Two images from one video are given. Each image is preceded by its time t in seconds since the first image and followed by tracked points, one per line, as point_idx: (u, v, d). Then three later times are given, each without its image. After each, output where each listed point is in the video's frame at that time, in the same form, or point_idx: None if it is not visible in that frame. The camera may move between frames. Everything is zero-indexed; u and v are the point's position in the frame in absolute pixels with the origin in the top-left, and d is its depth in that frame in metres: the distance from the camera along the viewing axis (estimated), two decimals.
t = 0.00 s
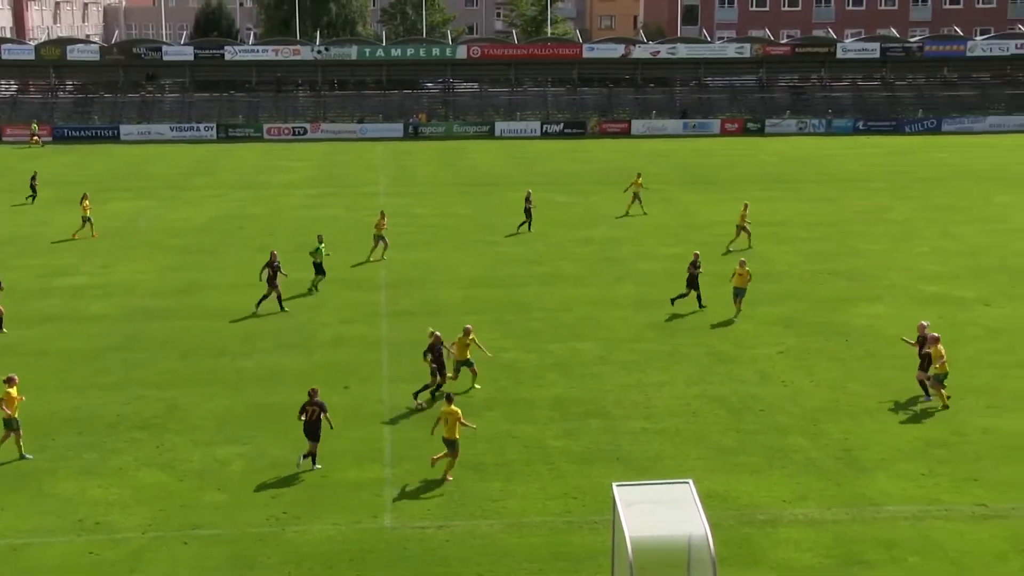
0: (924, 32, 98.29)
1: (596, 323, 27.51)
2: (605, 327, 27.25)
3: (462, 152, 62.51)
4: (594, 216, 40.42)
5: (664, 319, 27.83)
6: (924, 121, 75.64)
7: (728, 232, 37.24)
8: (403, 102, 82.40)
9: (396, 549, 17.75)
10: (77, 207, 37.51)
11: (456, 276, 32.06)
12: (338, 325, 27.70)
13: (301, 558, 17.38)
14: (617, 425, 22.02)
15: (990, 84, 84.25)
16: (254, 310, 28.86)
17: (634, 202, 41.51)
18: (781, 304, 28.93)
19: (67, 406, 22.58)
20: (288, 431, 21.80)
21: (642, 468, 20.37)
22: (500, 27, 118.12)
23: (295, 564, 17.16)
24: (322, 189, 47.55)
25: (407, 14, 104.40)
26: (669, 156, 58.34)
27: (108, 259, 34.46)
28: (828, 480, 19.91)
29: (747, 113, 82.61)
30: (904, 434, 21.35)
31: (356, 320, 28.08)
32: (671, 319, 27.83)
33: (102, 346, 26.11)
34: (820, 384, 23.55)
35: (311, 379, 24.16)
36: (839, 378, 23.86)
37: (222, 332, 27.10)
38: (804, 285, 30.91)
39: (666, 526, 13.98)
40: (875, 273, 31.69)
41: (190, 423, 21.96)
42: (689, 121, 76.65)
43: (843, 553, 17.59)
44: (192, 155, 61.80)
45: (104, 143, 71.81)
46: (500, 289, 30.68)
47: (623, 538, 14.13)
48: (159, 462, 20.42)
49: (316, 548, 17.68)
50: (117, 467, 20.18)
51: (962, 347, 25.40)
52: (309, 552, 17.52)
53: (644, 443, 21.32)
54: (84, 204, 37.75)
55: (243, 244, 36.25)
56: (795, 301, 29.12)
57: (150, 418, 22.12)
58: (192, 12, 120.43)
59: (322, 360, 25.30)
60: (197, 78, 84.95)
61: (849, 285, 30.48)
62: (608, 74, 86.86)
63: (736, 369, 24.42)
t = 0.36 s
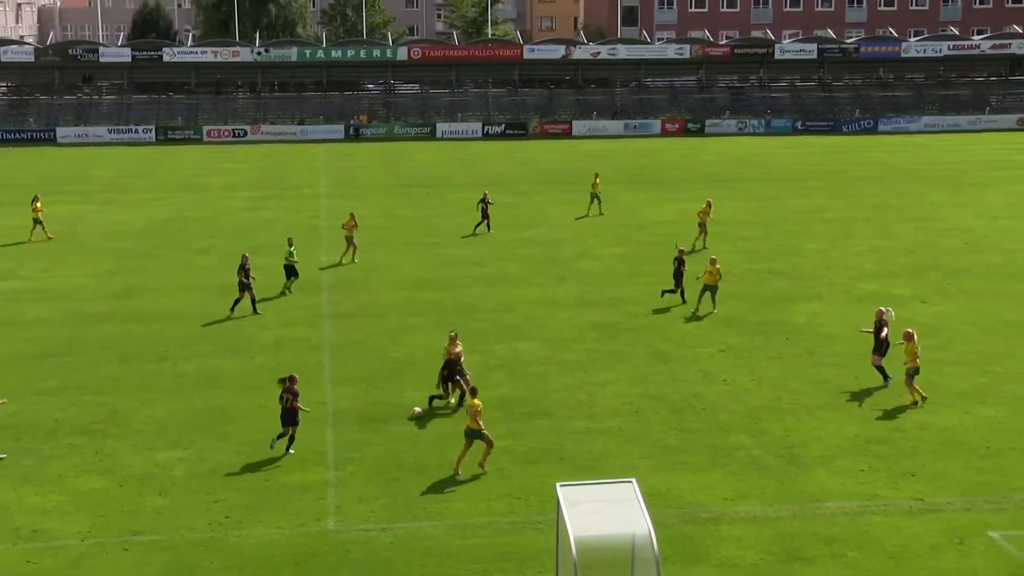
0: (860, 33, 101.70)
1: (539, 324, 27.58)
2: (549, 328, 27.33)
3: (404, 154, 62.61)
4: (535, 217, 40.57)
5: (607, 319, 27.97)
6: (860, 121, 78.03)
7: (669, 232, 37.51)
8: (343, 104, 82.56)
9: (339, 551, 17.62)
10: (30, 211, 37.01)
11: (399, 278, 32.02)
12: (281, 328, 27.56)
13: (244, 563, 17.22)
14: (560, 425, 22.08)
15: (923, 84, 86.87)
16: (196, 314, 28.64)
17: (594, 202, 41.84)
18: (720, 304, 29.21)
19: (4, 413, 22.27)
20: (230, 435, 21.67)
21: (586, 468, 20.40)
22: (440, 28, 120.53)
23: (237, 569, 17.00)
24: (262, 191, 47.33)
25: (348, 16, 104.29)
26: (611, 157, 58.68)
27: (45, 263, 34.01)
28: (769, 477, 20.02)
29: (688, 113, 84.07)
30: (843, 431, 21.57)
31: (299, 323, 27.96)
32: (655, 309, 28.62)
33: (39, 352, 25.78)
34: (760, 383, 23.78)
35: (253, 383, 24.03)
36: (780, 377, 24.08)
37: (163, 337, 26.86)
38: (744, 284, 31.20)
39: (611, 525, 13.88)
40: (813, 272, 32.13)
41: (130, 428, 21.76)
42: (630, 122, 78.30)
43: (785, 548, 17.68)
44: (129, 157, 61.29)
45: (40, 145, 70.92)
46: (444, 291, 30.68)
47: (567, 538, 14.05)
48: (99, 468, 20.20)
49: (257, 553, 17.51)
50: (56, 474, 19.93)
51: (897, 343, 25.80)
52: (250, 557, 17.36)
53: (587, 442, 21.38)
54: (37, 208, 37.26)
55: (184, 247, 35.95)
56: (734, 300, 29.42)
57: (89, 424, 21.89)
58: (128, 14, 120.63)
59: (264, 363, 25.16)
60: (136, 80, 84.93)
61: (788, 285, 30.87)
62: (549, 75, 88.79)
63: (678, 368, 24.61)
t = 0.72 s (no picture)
0: (809, 34, 103.08)
1: (494, 325, 27.60)
2: (503, 328, 27.35)
3: (357, 155, 62.44)
4: (488, 218, 40.64)
5: (561, 319, 28.03)
6: (810, 121, 79.17)
7: (622, 232, 37.72)
8: (295, 105, 82.41)
9: (295, 555, 17.46)
10: None
11: (354, 280, 31.92)
12: (234, 331, 27.38)
13: (197, 569, 17.02)
14: (516, 426, 22.09)
15: (871, 84, 88.30)
16: (148, 318, 28.37)
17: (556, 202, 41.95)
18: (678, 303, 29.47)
19: None
20: (182, 440, 21.47)
21: (541, 468, 20.41)
22: (392, 29, 121.56)
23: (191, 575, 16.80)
24: (213, 194, 47.00)
25: (299, 17, 103.79)
26: (564, 158, 58.91)
27: None
28: (724, 475, 20.10)
29: (640, 114, 84.85)
30: (795, 429, 21.75)
31: (252, 326, 27.78)
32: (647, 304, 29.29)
33: None
34: (714, 381, 23.95)
35: (205, 387, 23.83)
36: (733, 375, 24.28)
37: (114, 342, 26.56)
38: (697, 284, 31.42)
39: (568, 525, 13.81)
40: (765, 271, 32.41)
41: (80, 435, 21.50)
42: (583, 122, 79.01)
43: (741, 544, 17.76)
44: (76, 160, 60.58)
45: None
46: (398, 293, 30.62)
47: (523, 540, 13.90)
48: (49, 475, 19.94)
49: (211, 558, 17.32)
50: (4, 482, 19.64)
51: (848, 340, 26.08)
52: (204, 563, 17.17)
53: (542, 443, 21.40)
54: None
55: (134, 251, 35.60)
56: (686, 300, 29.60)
57: (38, 431, 21.60)
58: (74, 14, 120.20)
59: (217, 367, 24.98)
60: (84, 82, 84.58)
61: (741, 285, 31.11)
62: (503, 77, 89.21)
63: (632, 368, 24.72)
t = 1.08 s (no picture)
0: (760, 34, 103.85)
1: (450, 325, 27.61)
2: (458, 329, 27.37)
3: (310, 156, 62.08)
4: (443, 218, 40.62)
5: (516, 319, 28.07)
6: (761, 121, 79.67)
7: (577, 232, 37.84)
8: (248, 106, 81.97)
9: (249, 559, 17.34)
10: None
11: (309, 282, 31.78)
12: (188, 334, 27.19)
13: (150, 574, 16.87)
14: (470, 427, 22.09)
15: (821, 85, 89.21)
16: (100, 322, 28.09)
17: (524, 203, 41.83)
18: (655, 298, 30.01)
19: None
20: (135, 444, 21.30)
21: (496, 468, 20.41)
22: (345, 30, 121.15)
23: None
24: (164, 196, 46.60)
25: (250, 18, 103.01)
26: (518, 158, 59.05)
27: None
28: (679, 473, 20.20)
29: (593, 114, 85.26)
30: (749, 427, 21.91)
31: (206, 329, 27.59)
32: (634, 296, 30.07)
33: None
34: (668, 380, 24.09)
35: (158, 390, 23.64)
36: (687, 374, 24.44)
37: (64, 346, 26.29)
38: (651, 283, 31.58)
39: (523, 525, 13.81)
40: (719, 270, 32.64)
41: (30, 440, 21.27)
42: (536, 123, 79.01)
43: (697, 540, 17.85)
44: (22, 162, 59.64)
45: None
46: (353, 294, 30.54)
47: (479, 540, 13.88)
48: None
49: (165, 564, 17.17)
50: None
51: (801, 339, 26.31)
52: (158, 568, 17.03)
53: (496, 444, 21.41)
54: None
55: (85, 254, 35.22)
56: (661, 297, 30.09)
57: None
58: (20, 14, 117.95)
59: (170, 370, 24.80)
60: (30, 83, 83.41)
61: (693, 284, 31.32)
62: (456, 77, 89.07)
63: (586, 368, 24.81)
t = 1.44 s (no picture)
0: (715, 34, 104.17)
1: (409, 326, 27.60)
2: (418, 330, 27.35)
3: (267, 157, 61.86)
4: (400, 219, 40.62)
5: (475, 320, 28.09)
6: (717, 121, 80.01)
7: (534, 232, 37.95)
8: (203, 107, 81.78)
9: (207, 561, 17.27)
10: None
11: (270, 283, 31.69)
12: (146, 337, 27.06)
13: None
14: (428, 428, 22.08)
15: (776, 85, 89.51)
16: (58, 325, 27.87)
17: (498, 202, 41.38)
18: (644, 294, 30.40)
19: None
20: (93, 447, 21.17)
21: (453, 468, 20.42)
22: (302, 31, 120.98)
23: None
24: (121, 198, 46.27)
25: (206, 18, 103.13)
26: (477, 158, 59.14)
27: None
28: (638, 473, 20.21)
29: (550, 115, 85.51)
30: (707, 426, 21.96)
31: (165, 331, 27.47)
32: (624, 292, 30.51)
33: None
34: (626, 380, 24.13)
35: (117, 394, 23.50)
36: (645, 373, 24.52)
37: (21, 350, 26.05)
38: (609, 283, 31.68)
39: (482, 525, 13.76)
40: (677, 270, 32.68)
41: None
42: (494, 124, 78.94)
43: (654, 540, 17.86)
44: None
45: None
46: (312, 295, 30.48)
47: (438, 541, 13.82)
48: None
49: (123, 567, 17.06)
50: None
51: (760, 338, 26.45)
52: (115, 571, 16.92)
53: (454, 444, 21.42)
54: None
55: (42, 257, 34.91)
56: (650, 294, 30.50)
57: None
58: None
59: (129, 373, 24.68)
60: None
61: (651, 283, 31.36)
62: (413, 78, 89.03)
63: (545, 368, 24.86)
